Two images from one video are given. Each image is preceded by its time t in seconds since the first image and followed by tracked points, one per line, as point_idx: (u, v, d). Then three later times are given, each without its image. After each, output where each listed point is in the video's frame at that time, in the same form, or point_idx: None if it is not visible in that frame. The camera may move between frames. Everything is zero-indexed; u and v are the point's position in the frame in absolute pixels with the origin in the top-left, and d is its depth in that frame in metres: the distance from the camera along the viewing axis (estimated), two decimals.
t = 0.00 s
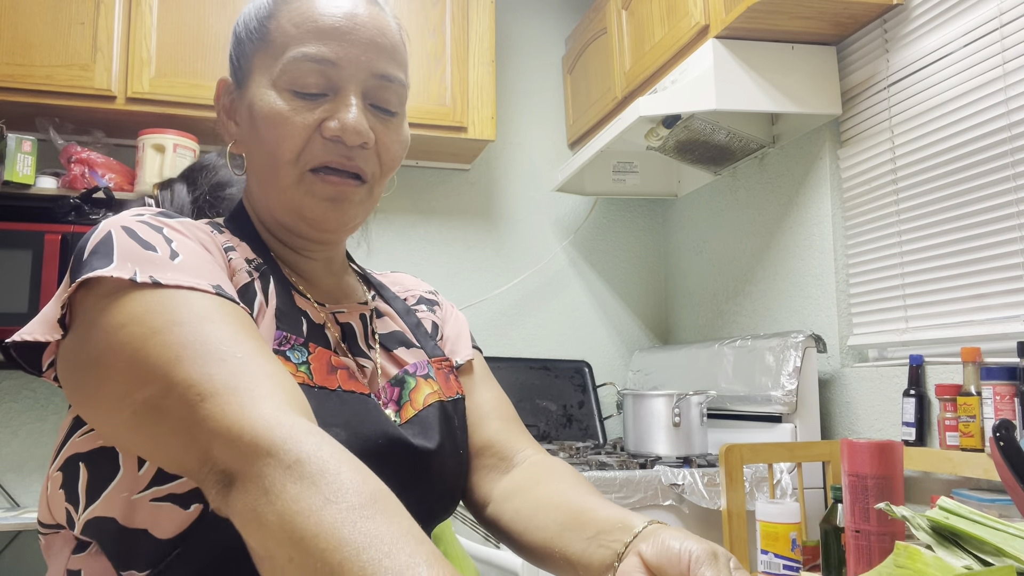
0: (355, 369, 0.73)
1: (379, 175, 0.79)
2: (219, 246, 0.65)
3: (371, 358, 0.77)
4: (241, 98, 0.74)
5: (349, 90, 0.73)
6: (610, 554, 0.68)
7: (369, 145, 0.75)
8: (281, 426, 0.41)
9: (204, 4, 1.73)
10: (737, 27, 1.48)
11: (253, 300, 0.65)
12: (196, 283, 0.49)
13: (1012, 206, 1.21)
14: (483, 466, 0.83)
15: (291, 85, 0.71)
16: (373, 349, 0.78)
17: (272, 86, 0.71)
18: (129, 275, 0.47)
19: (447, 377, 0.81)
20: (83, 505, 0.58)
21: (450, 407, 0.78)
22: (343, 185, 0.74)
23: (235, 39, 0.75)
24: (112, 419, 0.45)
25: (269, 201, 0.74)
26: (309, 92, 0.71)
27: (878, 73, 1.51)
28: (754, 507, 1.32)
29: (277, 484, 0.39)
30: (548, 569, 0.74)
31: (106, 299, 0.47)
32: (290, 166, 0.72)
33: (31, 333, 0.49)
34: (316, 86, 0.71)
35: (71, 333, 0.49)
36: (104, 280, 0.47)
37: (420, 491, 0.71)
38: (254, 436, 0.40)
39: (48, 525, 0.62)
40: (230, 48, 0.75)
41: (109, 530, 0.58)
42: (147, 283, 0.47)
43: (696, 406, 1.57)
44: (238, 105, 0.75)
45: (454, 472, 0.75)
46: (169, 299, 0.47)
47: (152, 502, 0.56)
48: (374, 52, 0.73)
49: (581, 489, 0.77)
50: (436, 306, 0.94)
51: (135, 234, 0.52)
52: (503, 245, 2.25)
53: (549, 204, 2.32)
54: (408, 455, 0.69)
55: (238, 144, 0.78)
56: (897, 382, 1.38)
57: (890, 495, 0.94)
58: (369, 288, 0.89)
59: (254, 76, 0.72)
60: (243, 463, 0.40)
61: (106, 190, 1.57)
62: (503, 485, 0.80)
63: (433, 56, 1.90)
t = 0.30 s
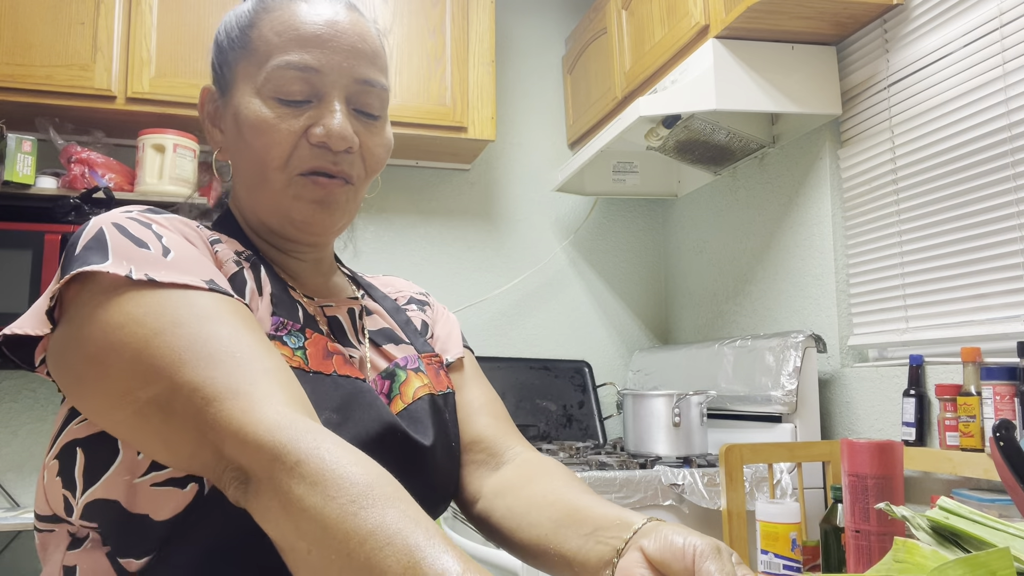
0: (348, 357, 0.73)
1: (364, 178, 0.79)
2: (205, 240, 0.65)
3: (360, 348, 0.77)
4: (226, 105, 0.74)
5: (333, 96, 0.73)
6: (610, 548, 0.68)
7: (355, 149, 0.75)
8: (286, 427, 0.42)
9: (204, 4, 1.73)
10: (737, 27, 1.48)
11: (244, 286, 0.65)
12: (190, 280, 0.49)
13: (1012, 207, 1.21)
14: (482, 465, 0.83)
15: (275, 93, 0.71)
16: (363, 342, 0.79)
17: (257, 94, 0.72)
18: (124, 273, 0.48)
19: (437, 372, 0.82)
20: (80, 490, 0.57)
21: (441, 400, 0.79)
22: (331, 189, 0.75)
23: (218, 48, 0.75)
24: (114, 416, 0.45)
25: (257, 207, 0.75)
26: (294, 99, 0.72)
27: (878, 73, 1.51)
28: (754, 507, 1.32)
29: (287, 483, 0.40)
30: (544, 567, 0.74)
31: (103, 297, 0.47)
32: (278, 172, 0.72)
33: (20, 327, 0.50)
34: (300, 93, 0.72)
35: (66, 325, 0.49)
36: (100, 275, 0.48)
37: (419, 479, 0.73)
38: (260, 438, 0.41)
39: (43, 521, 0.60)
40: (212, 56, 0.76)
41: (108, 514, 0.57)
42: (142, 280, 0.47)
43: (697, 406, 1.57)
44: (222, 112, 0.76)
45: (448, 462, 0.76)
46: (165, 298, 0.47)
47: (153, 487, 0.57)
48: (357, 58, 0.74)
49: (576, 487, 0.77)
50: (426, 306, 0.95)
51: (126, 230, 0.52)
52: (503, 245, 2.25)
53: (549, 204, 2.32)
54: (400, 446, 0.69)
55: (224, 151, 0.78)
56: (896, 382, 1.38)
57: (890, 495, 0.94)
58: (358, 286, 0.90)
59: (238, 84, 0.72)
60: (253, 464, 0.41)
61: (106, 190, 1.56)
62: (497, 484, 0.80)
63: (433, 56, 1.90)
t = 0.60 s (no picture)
0: (335, 359, 0.74)
1: (354, 184, 0.80)
2: (187, 247, 0.66)
3: (348, 350, 0.78)
4: (214, 113, 0.74)
5: (322, 103, 0.73)
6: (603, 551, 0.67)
7: (344, 156, 0.76)
8: (249, 451, 0.43)
9: (205, 4, 1.73)
10: (737, 27, 1.48)
11: (224, 294, 0.66)
12: (162, 293, 0.51)
13: (1012, 206, 1.21)
14: (479, 467, 0.83)
15: (264, 100, 0.71)
16: (352, 345, 0.79)
17: (246, 101, 0.72)
18: (97, 285, 0.50)
19: (429, 376, 0.83)
20: (65, 495, 0.58)
21: (432, 401, 0.79)
22: (320, 195, 0.75)
23: (207, 56, 0.76)
24: (84, 432, 0.47)
25: (246, 213, 0.75)
26: (283, 106, 0.72)
27: (878, 73, 1.51)
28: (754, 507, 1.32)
29: (252, 506, 0.42)
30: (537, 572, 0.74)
31: (78, 312, 0.49)
32: (268, 179, 0.72)
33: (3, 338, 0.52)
34: (289, 100, 0.72)
35: (43, 336, 0.51)
36: (76, 288, 0.50)
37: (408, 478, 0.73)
38: (230, 461, 0.43)
39: (32, 528, 0.62)
40: (200, 64, 0.76)
41: (88, 519, 0.57)
42: (114, 293, 0.49)
43: (697, 406, 1.57)
44: (211, 120, 0.76)
45: (437, 464, 0.76)
46: (137, 314, 0.49)
47: (131, 492, 0.56)
48: (346, 66, 0.74)
49: (569, 492, 0.77)
50: (418, 314, 0.96)
51: (103, 241, 0.54)
52: (503, 246, 2.25)
53: (549, 204, 2.32)
54: (384, 448, 0.70)
55: (213, 158, 0.78)
56: (896, 381, 1.38)
57: (890, 495, 0.94)
58: (349, 293, 0.90)
59: (227, 91, 0.72)
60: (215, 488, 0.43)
61: (106, 190, 1.56)
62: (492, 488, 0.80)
63: (433, 56, 1.90)
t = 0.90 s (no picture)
0: (337, 363, 0.74)
1: (360, 186, 0.80)
2: (192, 246, 0.66)
3: (350, 354, 0.78)
4: (220, 112, 0.74)
5: (331, 106, 0.74)
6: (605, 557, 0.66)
7: (352, 159, 0.76)
8: (255, 452, 0.44)
9: (205, 4, 1.73)
10: (737, 27, 1.48)
11: (229, 295, 0.66)
12: (167, 292, 0.51)
13: (1012, 206, 1.21)
14: (479, 470, 0.83)
15: (273, 102, 0.71)
16: (354, 349, 0.79)
17: (254, 102, 0.71)
18: (103, 283, 0.49)
19: (429, 381, 0.83)
20: (66, 496, 0.58)
21: (433, 407, 0.80)
22: (327, 197, 0.76)
23: (212, 54, 0.75)
24: (87, 432, 0.47)
25: (253, 214, 0.75)
26: (291, 108, 0.72)
27: (878, 73, 1.51)
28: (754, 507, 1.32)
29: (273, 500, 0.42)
30: None
31: (84, 309, 0.49)
32: (275, 180, 0.73)
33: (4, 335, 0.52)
34: (297, 103, 0.72)
35: (47, 333, 0.51)
36: (81, 284, 0.50)
37: (409, 484, 0.73)
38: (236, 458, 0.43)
39: (30, 528, 0.62)
40: (206, 62, 0.76)
41: (90, 521, 0.58)
42: (120, 291, 0.49)
43: (696, 406, 1.57)
44: (216, 118, 0.76)
45: (438, 467, 0.76)
46: (143, 312, 0.49)
47: (135, 494, 0.57)
48: (355, 69, 0.74)
49: (566, 500, 0.77)
50: (418, 317, 0.96)
51: (109, 240, 0.54)
52: (503, 246, 2.25)
53: (549, 204, 2.32)
54: (387, 453, 0.70)
55: (216, 157, 0.78)
56: (897, 382, 1.38)
57: (890, 495, 0.94)
58: (349, 295, 0.90)
59: (234, 91, 0.72)
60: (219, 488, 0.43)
61: (107, 190, 1.56)
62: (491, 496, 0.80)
63: (433, 56, 1.90)
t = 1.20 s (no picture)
0: (332, 365, 0.74)
1: (370, 188, 0.81)
2: (187, 247, 0.67)
3: (348, 358, 0.79)
4: (232, 114, 0.75)
5: (344, 109, 0.75)
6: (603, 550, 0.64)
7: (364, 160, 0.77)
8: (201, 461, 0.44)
9: (205, 4, 1.73)
10: (737, 27, 1.48)
11: (220, 297, 0.66)
12: (148, 294, 0.53)
13: (1012, 206, 1.21)
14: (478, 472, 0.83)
15: (288, 104, 0.73)
16: (352, 352, 0.80)
17: (270, 104, 0.73)
18: (86, 280, 0.52)
19: (430, 382, 0.84)
20: (65, 494, 0.58)
21: (431, 408, 0.80)
22: (341, 198, 0.77)
23: (223, 56, 0.77)
24: (65, 428, 0.50)
25: (266, 213, 0.76)
26: (306, 109, 0.74)
27: (878, 73, 1.51)
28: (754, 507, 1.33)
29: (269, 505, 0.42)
30: None
31: (70, 306, 0.52)
32: (290, 181, 0.74)
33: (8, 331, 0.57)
34: (312, 105, 0.74)
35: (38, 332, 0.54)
36: (70, 282, 0.53)
37: (403, 483, 0.73)
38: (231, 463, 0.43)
39: (33, 526, 0.62)
40: (217, 65, 0.77)
41: (89, 519, 0.58)
42: (101, 289, 0.52)
43: (697, 406, 1.57)
44: (227, 119, 0.76)
45: (433, 465, 0.76)
46: (121, 315, 0.51)
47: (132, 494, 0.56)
48: (367, 74, 0.76)
49: (566, 501, 0.77)
50: (421, 320, 0.96)
51: (102, 239, 0.57)
52: (502, 246, 2.25)
53: (549, 204, 2.32)
54: (378, 450, 0.70)
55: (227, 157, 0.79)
56: (896, 382, 1.38)
57: (890, 495, 0.94)
58: (352, 298, 0.91)
59: (249, 93, 0.73)
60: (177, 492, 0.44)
61: (106, 190, 1.56)
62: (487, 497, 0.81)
63: (433, 56, 1.90)
